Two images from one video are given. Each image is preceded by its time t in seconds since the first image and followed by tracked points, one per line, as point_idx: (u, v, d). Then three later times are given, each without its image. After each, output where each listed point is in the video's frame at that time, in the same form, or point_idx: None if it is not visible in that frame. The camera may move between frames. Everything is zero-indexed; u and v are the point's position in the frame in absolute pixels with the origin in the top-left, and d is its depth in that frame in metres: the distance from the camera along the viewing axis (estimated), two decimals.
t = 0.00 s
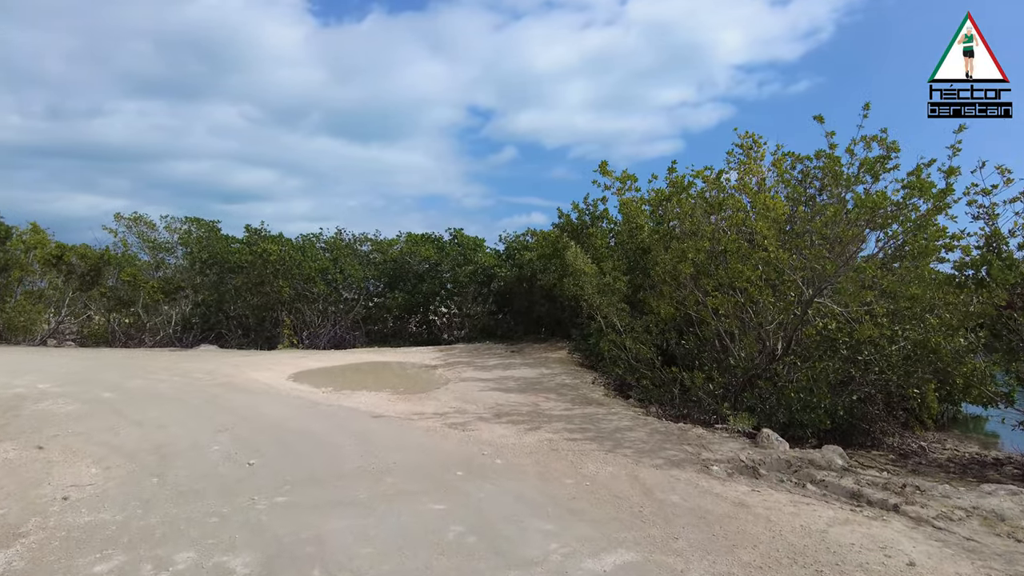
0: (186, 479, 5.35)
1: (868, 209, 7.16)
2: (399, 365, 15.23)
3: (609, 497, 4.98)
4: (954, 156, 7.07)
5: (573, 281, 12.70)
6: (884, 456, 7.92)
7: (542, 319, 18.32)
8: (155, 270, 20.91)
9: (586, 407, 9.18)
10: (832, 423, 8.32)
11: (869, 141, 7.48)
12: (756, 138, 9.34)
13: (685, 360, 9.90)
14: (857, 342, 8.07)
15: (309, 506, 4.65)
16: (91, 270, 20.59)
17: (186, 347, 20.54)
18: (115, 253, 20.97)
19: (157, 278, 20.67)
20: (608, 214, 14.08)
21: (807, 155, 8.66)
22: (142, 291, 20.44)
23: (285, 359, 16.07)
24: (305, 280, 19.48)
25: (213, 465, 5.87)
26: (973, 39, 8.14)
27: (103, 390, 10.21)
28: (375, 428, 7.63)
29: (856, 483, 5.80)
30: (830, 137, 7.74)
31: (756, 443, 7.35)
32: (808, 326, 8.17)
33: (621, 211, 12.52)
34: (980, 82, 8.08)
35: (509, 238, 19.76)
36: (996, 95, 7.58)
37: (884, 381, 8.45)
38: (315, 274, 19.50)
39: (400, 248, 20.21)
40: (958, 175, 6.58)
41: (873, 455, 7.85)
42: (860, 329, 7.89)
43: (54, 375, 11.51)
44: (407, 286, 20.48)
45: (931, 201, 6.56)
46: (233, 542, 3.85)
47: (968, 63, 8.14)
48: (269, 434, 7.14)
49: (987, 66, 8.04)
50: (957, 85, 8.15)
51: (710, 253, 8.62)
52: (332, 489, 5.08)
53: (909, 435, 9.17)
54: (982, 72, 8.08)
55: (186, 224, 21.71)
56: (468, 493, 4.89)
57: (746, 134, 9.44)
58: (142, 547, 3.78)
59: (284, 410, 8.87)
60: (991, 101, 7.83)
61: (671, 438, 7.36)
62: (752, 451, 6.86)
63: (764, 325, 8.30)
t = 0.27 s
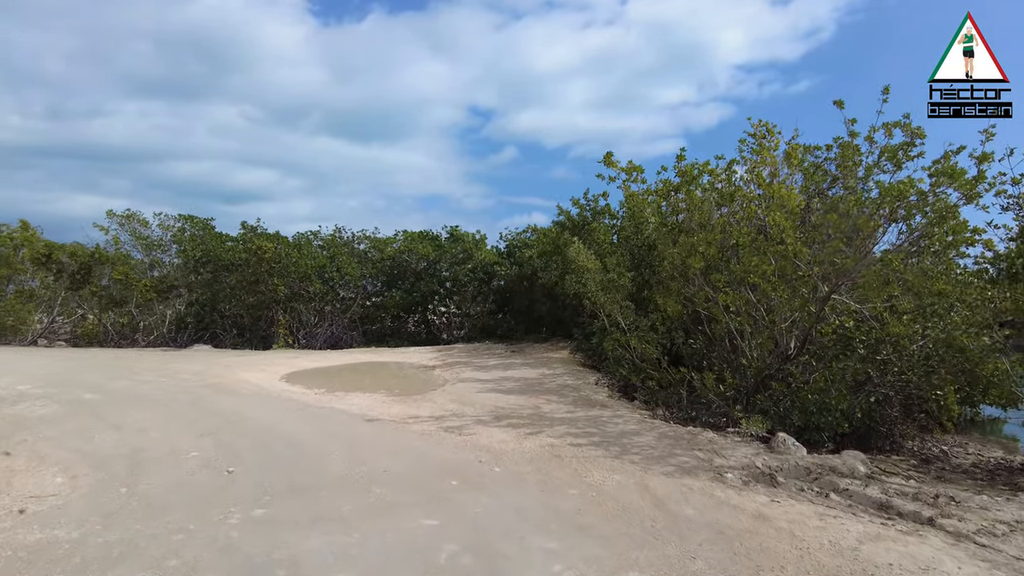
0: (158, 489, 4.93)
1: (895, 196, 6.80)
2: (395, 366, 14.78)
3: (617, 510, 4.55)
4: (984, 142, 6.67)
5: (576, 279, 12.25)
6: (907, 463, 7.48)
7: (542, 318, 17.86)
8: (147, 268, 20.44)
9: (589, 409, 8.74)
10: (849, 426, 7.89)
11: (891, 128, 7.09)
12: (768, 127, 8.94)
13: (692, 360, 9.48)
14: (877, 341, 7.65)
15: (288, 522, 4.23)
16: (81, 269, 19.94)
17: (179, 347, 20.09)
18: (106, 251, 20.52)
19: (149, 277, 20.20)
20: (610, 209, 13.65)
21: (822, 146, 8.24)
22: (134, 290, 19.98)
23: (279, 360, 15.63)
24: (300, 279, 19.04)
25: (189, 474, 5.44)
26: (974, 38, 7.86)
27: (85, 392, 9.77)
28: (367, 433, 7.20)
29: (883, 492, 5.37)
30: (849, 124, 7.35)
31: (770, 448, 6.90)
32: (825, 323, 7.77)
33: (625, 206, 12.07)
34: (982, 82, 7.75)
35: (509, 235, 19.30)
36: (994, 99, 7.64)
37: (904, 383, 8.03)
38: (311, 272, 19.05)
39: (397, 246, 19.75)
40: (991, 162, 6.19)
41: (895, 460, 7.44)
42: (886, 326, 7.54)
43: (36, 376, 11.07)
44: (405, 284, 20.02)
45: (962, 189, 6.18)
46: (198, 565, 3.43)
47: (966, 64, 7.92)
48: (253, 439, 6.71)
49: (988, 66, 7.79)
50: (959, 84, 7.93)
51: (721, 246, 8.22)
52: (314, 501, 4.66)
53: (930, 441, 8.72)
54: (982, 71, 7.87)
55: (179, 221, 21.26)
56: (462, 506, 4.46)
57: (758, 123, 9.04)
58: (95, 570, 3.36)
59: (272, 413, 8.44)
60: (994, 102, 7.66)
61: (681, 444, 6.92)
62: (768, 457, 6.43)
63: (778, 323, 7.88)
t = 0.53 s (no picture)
0: (119, 502, 4.51)
1: (917, 182, 6.43)
2: (390, 366, 14.36)
3: (621, 525, 4.12)
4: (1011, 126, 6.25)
5: (575, 276, 11.82)
6: (926, 468, 7.06)
7: (541, 317, 17.43)
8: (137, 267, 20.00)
9: (590, 412, 8.31)
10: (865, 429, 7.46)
11: (910, 112, 6.67)
12: (776, 114, 8.54)
13: (697, 360, 9.05)
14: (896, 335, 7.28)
15: (257, 539, 3.80)
16: (69, 269, 19.30)
17: (171, 348, 19.65)
18: (95, 249, 20.07)
19: (139, 276, 19.75)
20: (610, 204, 13.24)
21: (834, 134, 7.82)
22: (124, 290, 19.54)
23: (270, 361, 15.19)
24: (294, 278, 18.60)
25: (158, 483, 5.03)
26: (976, 34, 7.08)
27: (62, 394, 9.35)
28: (353, 438, 6.77)
29: (910, 502, 4.94)
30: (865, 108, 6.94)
31: (783, 452, 6.45)
32: (839, 320, 7.34)
33: (625, 200, 11.65)
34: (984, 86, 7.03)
35: (507, 233, 18.86)
36: (996, 97, 6.80)
37: (922, 384, 7.60)
38: (304, 271, 18.63)
39: (393, 244, 19.32)
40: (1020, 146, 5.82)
41: (914, 466, 7.05)
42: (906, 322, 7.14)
43: (14, 378, 10.63)
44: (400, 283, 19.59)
45: (990, 175, 5.81)
46: None
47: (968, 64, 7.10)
48: (232, 444, 6.29)
49: (990, 66, 6.99)
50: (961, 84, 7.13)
51: (729, 239, 7.81)
52: (288, 515, 4.23)
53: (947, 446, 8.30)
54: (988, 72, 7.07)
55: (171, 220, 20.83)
56: (451, 522, 4.04)
57: (766, 110, 8.64)
58: None
59: (256, 416, 8.01)
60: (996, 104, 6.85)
61: (687, 449, 6.50)
62: (781, 464, 6.00)
63: (789, 320, 7.45)
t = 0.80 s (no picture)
0: (79, 519, 4.15)
1: (934, 173, 6.14)
2: (383, 369, 14.00)
3: (624, 544, 3.78)
4: None
5: (573, 275, 11.48)
6: (942, 476, 6.73)
7: (539, 318, 17.10)
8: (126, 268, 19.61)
9: (588, 416, 7.96)
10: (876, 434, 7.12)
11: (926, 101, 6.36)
12: (779, 106, 8.22)
13: (700, 361, 8.71)
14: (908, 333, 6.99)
15: (224, 562, 3.45)
16: (56, 269, 18.96)
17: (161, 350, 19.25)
18: (84, 249, 19.67)
19: (128, 276, 19.34)
20: (608, 202, 12.91)
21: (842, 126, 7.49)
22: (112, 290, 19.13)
23: (261, 363, 14.82)
24: (286, 278, 18.24)
25: (125, 495, 4.67)
26: (975, 34, 6.36)
27: (39, 399, 8.96)
28: (339, 445, 6.41)
29: (933, 516, 4.61)
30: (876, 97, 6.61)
31: (792, 459, 6.10)
32: (849, 320, 6.99)
33: (624, 197, 11.32)
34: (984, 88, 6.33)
35: (503, 232, 18.54)
36: (996, 97, 6.10)
37: (936, 386, 7.27)
38: (297, 271, 18.27)
39: (387, 244, 18.97)
40: None
41: (929, 473, 6.73)
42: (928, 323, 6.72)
43: None
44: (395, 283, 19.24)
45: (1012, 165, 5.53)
46: None
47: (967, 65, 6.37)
48: (209, 451, 5.94)
49: (991, 67, 6.25)
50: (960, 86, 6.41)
51: (733, 235, 7.48)
52: (262, 533, 3.89)
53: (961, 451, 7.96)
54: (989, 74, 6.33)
55: (161, 220, 20.44)
56: (438, 541, 3.70)
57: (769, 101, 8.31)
58: None
59: (239, 421, 7.64)
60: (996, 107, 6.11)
61: (691, 456, 6.16)
62: (791, 472, 5.66)
63: (797, 320, 7.11)
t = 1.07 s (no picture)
0: (24, 534, 3.83)
1: (940, 165, 5.87)
2: (371, 371, 13.67)
3: (612, 560, 3.49)
4: None
5: (564, 275, 11.19)
6: (946, 482, 6.47)
7: (531, 319, 16.81)
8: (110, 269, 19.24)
9: (579, 420, 7.66)
10: (878, 439, 6.85)
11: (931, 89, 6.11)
12: (775, 98, 7.95)
13: (694, 363, 8.43)
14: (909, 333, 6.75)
15: None
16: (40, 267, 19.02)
17: (145, 353, 18.85)
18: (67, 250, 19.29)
19: (111, 277, 18.94)
20: (601, 200, 12.65)
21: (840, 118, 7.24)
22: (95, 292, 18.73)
23: (247, 365, 14.47)
24: (274, 279, 17.90)
25: (78, 507, 4.35)
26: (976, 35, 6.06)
27: (8, 403, 8.60)
28: (316, 451, 6.09)
29: (941, 528, 4.35)
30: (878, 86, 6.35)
31: (790, 465, 5.81)
32: (850, 321, 6.68)
33: (617, 195, 11.05)
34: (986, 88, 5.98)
35: (495, 232, 18.26)
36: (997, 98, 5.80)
37: (939, 387, 7.00)
38: (284, 272, 17.93)
39: (376, 243, 18.65)
40: None
41: (933, 479, 6.46)
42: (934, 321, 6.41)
43: None
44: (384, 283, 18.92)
45: None
46: None
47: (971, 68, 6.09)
48: (176, 458, 5.60)
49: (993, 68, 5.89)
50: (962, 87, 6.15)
51: (729, 232, 7.20)
52: (219, 550, 3.57)
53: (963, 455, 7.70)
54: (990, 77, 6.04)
55: (146, 220, 20.08)
56: (410, 559, 3.40)
57: (764, 93, 8.04)
58: None
59: (214, 426, 7.31)
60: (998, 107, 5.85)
61: (685, 462, 5.87)
62: (789, 479, 5.38)
63: (795, 321, 6.81)
